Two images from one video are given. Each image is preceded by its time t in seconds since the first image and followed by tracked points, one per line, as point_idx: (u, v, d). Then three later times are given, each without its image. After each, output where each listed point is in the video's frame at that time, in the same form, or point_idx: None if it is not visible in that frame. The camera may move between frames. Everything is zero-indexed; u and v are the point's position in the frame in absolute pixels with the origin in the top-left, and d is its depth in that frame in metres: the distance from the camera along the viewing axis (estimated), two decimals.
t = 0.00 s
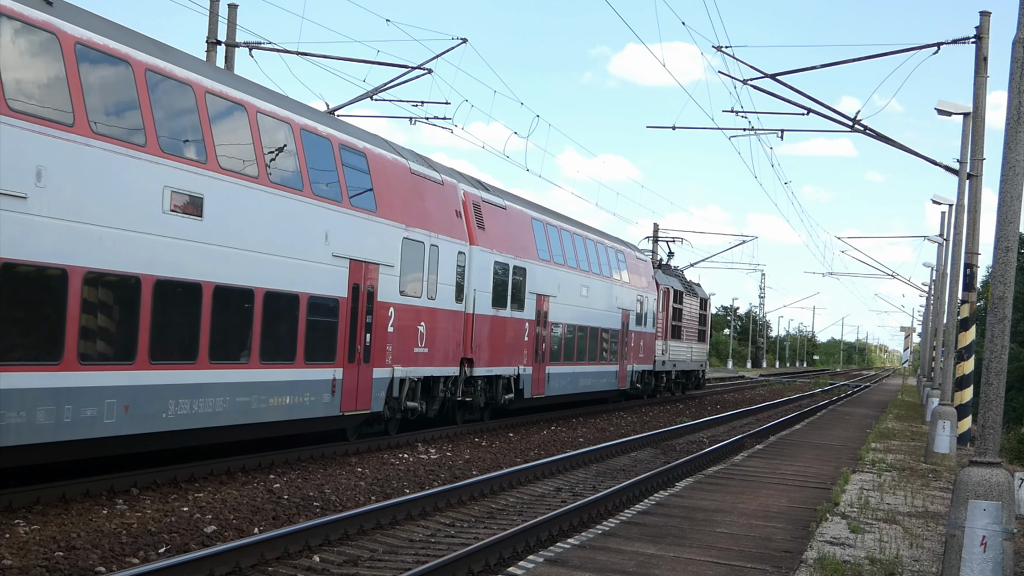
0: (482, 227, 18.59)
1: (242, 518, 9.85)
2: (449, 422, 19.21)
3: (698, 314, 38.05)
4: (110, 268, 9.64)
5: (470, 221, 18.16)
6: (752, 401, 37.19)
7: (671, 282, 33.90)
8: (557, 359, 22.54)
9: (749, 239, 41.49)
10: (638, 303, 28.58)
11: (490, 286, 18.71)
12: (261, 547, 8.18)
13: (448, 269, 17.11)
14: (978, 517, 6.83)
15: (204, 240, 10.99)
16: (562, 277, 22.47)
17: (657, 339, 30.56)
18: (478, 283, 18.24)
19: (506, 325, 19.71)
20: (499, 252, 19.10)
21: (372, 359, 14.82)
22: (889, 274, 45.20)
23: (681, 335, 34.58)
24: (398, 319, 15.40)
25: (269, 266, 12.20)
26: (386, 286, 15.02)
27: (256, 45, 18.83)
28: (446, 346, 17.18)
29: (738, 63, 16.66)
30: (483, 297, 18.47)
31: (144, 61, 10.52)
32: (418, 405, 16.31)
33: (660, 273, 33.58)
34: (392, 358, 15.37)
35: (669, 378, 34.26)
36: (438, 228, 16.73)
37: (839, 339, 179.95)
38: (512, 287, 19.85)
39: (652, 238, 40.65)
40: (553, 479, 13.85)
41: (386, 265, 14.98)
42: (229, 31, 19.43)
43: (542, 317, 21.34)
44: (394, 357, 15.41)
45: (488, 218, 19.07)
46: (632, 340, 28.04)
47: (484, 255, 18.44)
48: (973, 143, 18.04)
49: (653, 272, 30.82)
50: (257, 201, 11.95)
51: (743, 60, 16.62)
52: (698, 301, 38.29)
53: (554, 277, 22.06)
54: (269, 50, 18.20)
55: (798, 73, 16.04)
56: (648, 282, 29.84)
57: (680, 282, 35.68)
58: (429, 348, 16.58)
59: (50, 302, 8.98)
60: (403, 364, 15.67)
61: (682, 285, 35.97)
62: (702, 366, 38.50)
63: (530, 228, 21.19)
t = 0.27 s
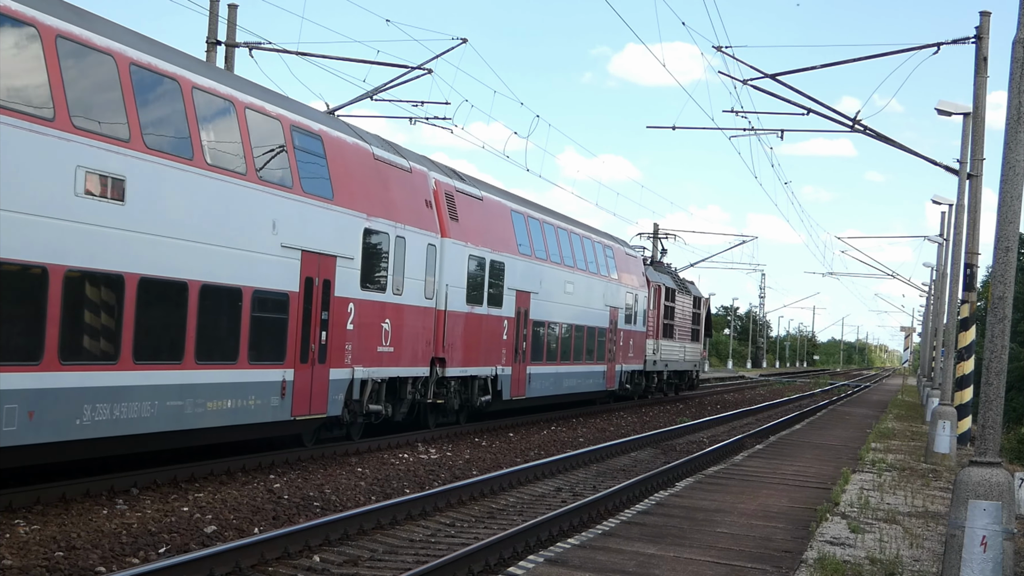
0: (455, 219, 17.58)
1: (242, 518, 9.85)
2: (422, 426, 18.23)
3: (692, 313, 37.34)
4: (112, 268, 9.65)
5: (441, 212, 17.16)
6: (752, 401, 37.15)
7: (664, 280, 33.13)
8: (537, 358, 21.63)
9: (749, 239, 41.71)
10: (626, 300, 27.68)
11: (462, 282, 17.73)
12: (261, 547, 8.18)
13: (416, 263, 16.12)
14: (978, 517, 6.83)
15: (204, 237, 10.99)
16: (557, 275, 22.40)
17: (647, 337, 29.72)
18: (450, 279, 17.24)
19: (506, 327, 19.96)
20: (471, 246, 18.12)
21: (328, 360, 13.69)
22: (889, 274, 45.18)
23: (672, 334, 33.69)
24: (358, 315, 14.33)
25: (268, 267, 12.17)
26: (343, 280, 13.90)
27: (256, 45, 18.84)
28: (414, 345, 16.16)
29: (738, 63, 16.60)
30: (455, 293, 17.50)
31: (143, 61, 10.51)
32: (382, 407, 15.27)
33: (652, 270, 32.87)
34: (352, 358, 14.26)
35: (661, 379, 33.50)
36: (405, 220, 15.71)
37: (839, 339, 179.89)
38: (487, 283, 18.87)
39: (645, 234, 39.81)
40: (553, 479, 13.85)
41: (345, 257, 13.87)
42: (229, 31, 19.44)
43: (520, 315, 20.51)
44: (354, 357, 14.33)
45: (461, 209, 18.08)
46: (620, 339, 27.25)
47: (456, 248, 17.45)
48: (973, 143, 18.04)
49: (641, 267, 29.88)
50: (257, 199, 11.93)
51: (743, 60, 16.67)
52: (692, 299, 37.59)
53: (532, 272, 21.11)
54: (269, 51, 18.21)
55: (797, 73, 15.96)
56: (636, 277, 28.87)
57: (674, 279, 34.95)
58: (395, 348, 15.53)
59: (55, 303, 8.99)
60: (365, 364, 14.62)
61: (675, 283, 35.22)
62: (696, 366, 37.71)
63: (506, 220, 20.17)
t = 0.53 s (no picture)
0: (422, 208, 16.37)
1: (242, 518, 9.85)
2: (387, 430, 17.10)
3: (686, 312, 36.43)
4: (114, 269, 9.65)
5: (407, 201, 15.94)
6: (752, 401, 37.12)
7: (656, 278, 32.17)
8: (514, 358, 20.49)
9: (749, 239, 41.87)
10: (610, 296, 26.55)
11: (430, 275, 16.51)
12: (261, 547, 8.18)
13: (378, 255, 14.81)
14: (978, 517, 6.83)
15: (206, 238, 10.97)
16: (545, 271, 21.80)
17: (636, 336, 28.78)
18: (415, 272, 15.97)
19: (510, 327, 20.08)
20: (440, 236, 16.88)
21: (271, 361, 12.35)
22: (889, 274, 45.18)
23: (665, 334, 32.67)
24: (309, 311, 13.05)
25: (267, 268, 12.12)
26: (286, 272, 12.55)
27: (256, 45, 18.85)
28: (375, 343, 14.96)
29: (738, 63, 16.70)
30: (422, 288, 16.26)
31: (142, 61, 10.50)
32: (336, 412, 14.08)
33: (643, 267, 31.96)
34: (299, 357, 12.92)
35: (653, 379, 32.52)
36: (365, 207, 14.44)
37: (839, 339, 179.81)
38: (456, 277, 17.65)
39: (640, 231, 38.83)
40: (553, 479, 13.85)
41: (289, 247, 12.56)
42: (229, 31, 19.44)
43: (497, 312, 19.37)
44: (302, 357, 12.99)
45: (430, 198, 16.89)
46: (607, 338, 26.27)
47: (422, 239, 16.19)
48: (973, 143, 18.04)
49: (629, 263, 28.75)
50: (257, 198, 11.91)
51: (744, 60, 16.73)
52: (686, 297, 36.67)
53: (507, 266, 19.91)
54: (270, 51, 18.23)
55: (798, 73, 16.08)
56: (622, 274, 27.70)
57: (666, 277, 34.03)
58: (352, 347, 14.27)
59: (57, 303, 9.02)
60: (317, 364, 13.33)
61: (668, 280, 34.33)
62: (691, 367, 36.71)
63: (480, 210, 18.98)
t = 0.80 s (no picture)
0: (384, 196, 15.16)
1: (243, 518, 9.86)
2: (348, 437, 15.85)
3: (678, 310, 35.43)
4: (117, 269, 9.68)
5: (367, 187, 14.74)
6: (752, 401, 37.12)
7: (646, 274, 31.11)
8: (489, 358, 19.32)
9: (750, 239, 42.28)
10: (594, 293, 25.37)
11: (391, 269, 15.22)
12: (261, 547, 8.19)
13: (332, 246, 13.57)
14: (978, 517, 6.83)
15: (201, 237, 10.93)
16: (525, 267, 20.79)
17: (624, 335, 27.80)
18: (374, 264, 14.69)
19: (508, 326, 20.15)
20: (403, 226, 15.64)
21: (207, 361, 11.10)
22: (890, 275, 45.22)
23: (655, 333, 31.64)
24: (250, 307, 11.81)
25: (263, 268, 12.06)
26: (225, 264, 11.34)
27: (257, 45, 18.86)
28: (330, 342, 13.74)
29: (738, 63, 16.74)
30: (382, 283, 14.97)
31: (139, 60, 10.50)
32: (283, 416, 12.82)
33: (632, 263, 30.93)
34: (240, 358, 11.70)
35: (643, 380, 31.48)
36: (316, 193, 13.23)
37: (839, 339, 179.78)
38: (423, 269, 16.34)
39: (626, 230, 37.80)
40: (553, 479, 13.85)
41: (228, 236, 11.35)
42: (229, 31, 19.44)
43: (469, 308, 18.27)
44: (243, 357, 11.76)
45: (395, 187, 15.73)
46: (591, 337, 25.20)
47: (383, 229, 14.96)
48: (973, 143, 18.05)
49: (615, 259, 27.58)
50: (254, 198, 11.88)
51: (744, 60, 16.77)
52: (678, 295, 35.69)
53: (478, 261, 18.65)
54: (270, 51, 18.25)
55: (797, 73, 16.13)
56: (607, 270, 26.49)
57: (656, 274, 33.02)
58: (303, 346, 13.03)
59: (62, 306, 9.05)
60: (258, 364, 12.07)
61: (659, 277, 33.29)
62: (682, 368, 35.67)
63: (450, 200, 17.75)
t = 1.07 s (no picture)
0: (339, 181, 13.96)
1: (242, 518, 9.85)
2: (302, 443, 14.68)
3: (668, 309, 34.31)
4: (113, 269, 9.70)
5: (319, 171, 13.54)
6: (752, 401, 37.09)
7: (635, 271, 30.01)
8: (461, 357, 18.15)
9: (750, 239, 42.43)
10: (577, 289, 24.16)
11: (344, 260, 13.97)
12: (261, 547, 8.18)
13: (278, 235, 12.43)
14: (978, 517, 6.83)
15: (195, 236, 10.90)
16: (501, 262, 19.64)
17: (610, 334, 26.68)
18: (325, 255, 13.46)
19: (504, 326, 20.02)
20: (361, 215, 14.42)
21: (125, 362, 9.90)
22: (890, 275, 45.20)
23: (645, 331, 30.50)
24: (179, 301, 10.65)
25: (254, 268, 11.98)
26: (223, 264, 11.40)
27: (256, 45, 18.86)
28: (277, 340, 12.55)
29: (738, 63, 16.87)
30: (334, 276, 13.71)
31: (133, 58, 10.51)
32: (218, 422, 11.63)
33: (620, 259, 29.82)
34: (165, 357, 10.48)
35: (632, 381, 30.36)
36: (258, 175, 12.07)
37: (839, 340, 179.91)
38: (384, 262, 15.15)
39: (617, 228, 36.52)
40: (553, 479, 13.84)
41: (151, 222, 10.22)
42: (229, 31, 19.44)
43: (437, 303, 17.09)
44: (169, 357, 10.54)
45: (355, 172, 14.58)
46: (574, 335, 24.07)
47: (338, 217, 13.75)
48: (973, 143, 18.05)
49: (600, 254, 26.38)
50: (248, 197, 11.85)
51: (743, 60, 16.79)
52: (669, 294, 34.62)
53: (446, 254, 17.39)
54: (270, 51, 18.26)
55: (797, 73, 16.28)
56: (590, 265, 25.28)
57: (646, 271, 31.92)
58: (242, 345, 11.84)
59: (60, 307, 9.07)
60: (190, 365, 10.88)
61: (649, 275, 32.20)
62: (674, 369, 34.55)
63: (415, 188, 16.50)
